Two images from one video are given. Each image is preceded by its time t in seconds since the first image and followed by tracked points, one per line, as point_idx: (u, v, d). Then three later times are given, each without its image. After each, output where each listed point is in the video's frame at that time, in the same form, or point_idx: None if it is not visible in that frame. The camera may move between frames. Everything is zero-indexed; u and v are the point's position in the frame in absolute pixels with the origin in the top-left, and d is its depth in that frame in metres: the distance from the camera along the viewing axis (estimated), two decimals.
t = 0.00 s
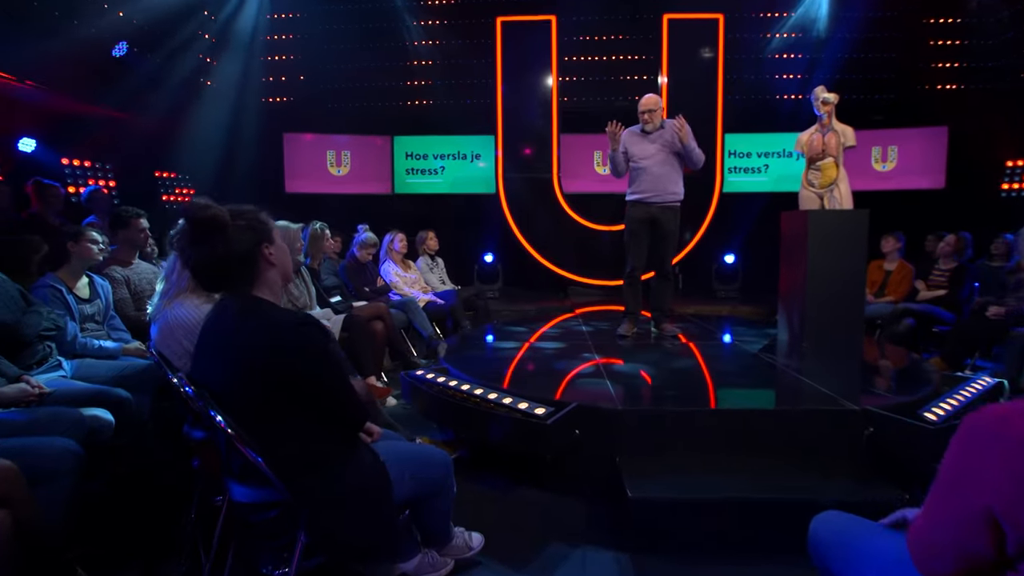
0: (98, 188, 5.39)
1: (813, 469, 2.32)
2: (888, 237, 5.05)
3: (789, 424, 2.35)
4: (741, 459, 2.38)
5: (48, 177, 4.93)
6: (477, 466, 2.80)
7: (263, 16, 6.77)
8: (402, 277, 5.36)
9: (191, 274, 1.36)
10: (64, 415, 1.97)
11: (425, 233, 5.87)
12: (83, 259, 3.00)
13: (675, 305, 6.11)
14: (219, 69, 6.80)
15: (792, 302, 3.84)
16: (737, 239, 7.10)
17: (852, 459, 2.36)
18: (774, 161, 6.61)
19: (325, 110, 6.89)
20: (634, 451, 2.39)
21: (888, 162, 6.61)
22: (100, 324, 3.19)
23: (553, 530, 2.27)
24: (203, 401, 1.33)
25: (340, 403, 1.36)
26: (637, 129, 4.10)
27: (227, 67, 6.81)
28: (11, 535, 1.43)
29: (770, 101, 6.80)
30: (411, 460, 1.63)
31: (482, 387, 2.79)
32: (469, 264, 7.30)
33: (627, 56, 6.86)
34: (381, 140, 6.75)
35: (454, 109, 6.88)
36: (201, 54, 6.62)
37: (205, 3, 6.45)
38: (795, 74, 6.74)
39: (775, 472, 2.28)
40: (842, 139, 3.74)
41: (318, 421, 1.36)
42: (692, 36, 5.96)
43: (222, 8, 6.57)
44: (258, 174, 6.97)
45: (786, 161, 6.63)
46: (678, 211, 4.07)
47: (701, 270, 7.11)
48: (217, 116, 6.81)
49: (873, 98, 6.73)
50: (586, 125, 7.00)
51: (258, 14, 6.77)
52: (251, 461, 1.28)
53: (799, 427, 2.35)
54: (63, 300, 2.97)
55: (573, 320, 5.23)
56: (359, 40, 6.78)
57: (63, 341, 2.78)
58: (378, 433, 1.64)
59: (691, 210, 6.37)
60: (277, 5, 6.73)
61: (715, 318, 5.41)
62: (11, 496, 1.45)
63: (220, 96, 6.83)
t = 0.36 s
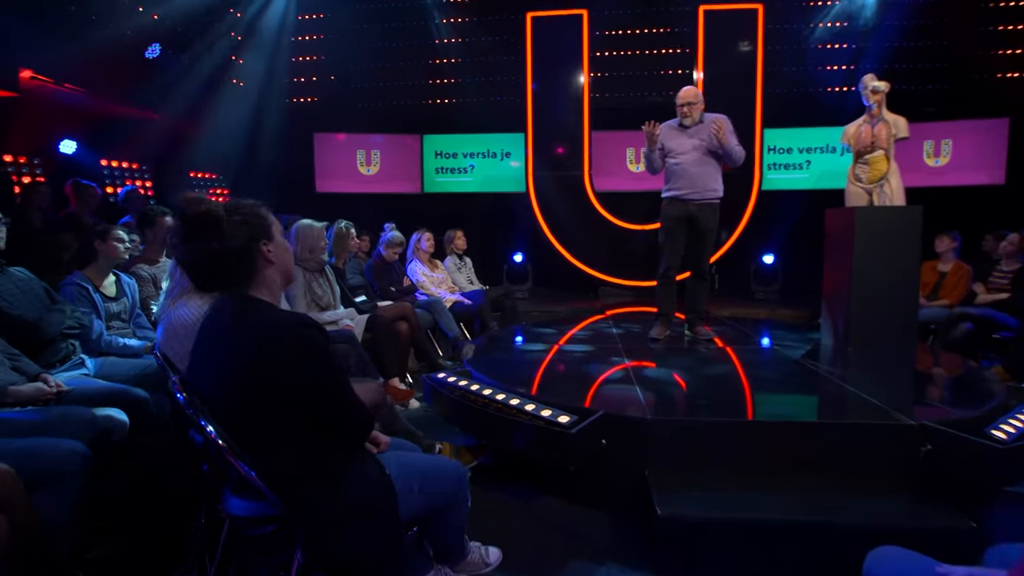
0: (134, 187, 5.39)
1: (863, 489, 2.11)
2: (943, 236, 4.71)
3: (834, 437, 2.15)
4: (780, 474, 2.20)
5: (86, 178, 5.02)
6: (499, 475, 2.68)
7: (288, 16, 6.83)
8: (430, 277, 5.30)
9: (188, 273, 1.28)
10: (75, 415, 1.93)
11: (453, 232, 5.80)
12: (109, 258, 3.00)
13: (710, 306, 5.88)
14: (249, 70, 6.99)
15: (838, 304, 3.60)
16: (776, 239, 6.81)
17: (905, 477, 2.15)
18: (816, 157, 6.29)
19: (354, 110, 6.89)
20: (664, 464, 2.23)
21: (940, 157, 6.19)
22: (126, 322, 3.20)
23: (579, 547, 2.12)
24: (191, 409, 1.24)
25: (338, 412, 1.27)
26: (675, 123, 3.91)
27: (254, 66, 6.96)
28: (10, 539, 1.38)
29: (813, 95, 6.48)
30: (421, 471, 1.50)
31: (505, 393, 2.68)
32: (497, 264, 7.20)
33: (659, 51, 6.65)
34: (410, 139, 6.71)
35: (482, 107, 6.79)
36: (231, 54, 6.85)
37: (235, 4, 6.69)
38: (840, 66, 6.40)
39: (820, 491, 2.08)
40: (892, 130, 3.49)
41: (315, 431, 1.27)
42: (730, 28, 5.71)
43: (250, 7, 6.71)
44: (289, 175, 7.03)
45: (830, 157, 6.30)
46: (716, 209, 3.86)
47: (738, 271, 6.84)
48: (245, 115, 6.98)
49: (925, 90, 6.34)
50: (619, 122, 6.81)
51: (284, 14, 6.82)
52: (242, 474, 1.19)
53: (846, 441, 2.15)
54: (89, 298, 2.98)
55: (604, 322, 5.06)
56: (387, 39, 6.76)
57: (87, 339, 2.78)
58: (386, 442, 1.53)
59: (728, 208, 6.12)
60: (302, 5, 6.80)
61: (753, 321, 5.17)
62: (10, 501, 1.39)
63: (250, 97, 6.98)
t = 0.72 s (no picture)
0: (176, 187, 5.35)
1: (923, 514, 1.91)
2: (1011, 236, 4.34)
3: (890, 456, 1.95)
4: (828, 494, 2.01)
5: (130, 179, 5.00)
6: (524, 484, 2.57)
7: (318, 16, 6.90)
8: (461, 276, 5.24)
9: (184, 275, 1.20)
10: (96, 415, 1.91)
11: (486, 231, 5.71)
12: (140, 256, 3.03)
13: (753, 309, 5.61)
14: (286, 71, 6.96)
15: (893, 308, 3.35)
16: (825, 238, 6.46)
17: (971, 501, 1.94)
18: (869, 151, 5.93)
19: (389, 109, 6.89)
20: (699, 480, 2.07)
21: (1008, 151, 5.75)
22: (158, 320, 3.22)
23: (607, 564, 2.00)
24: (185, 419, 1.16)
25: (342, 421, 1.19)
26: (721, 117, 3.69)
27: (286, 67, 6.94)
28: (12, 542, 1.35)
29: (866, 86, 6.10)
30: (432, 483, 1.41)
31: (532, 399, 2.56)
32: (532, 263, 7.09)
33: (700, 43, 6.39)
34: (444, 137, 6.65)
35: (516, 105, 6.68)
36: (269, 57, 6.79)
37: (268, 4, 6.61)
38: (897, 54, 6.00)
39: (873, 515, 1.89)
40: (958, 119, 3.20)
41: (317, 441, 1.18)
42: (776, 17, 5.43)
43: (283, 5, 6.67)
44: (325, 174, 7.07)
45: (884, 151, 5.93)
46: (764, 207, 3.63)
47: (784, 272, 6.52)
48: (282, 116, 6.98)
49: (991, 78, 5.88)
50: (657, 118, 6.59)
51: (315, 13, 6.86)
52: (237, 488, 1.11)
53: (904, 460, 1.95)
54: (122, 296, 2.98)
55: (640, 324, 4.88)
56: (420, 38, 6.71)
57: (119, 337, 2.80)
58: (395, 456, 1.44)
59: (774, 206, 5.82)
60: (333, 5, 6.84)
61: (799, 324, 4.90)
62: (12, 501, 1.36)
63: (286, 97, 6.98)
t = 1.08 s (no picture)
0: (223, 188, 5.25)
1: (1001, 554, 1.69)
2: None
3: (962, 484, 1.73)
4: (891, 523, 1.82)
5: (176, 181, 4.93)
6: (555, 495, 2.45)
7: (350, 19, 7.02)
8: (498, 276, 5.17)
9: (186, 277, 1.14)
10: (120, 415, 1.91)
11: (523, 230, 5.60)
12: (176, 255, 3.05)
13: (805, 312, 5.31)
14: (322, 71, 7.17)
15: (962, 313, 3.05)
16: (884, 236, 6.06)
17: None
18: (933, 145, 5.52)
19: (427, 109, 6.87)
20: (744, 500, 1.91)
21: None
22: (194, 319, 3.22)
23: None
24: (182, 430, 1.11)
25: (347, 435, 1.11)
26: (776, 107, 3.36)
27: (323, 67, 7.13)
28: (23, 547, 1.33)
29: (932, 73, 5.67)
30: (447, 502, 1.31)
31: (563, 407, 2.44)
32: (572, 263, 6.94)
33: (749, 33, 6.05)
34: (483, 136, 6.59)
35: (554, 102, 6.54)
36: (307, 57, 7.01)
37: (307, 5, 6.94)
38: (968, 39, 5.53)
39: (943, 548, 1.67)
40: None
41: (318, 457, 1.10)
42: (831, 4, 5.11)
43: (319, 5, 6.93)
44: (364, 175, 7.13)
45: (951, 145, 5.51)
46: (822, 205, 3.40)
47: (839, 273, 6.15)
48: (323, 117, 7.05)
49: None
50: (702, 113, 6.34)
51: (351, 13, 6.98)
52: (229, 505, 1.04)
53: (979, 489, 1.72)
54: (160, 295, 2.94)
55: (682, 326, 4.67)
56: (457, 36, 6.65)
57: (155, 335, 2.82)
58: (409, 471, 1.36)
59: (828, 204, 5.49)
60: (368, 8, 6.93)
61: (856, 329, 4.58)
62: (23, 506, 1.34)
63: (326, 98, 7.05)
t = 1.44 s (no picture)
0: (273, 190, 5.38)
1: None
2: None
3: None
4: (963, 559, 1.62)
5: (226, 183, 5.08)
6: (589, 508, 2.33)
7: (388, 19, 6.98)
8: (538, 277, 5.06)
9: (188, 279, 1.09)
10: (148, 414, 1.92)
11: (564, 230, 5.48)
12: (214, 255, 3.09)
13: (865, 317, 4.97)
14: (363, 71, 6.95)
15: None
16: (955, 236, 5.61)
17: None
18: (1012, 137, 5.07)
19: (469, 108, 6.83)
20: (792, 525, 1.75)
21: None
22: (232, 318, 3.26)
23: None
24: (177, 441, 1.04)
25: (355, 451, 1.05)
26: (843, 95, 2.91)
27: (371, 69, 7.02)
28: (40, 549, 1.33)
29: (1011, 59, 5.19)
30: (462, 522, 1.22)
31: (598, 417, 2.32)
32: (615, 264, 6.75)
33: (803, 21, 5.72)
34: (526, 135, 6.51)
35: (598, 99, 6.39)
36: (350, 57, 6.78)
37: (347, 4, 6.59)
38: None
39: None
40: None
41: (322, 475, 1.03)
42: None
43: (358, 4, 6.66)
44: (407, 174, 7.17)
45: None
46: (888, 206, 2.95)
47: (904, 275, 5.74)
48: (365, 118, 7.10)
49: None
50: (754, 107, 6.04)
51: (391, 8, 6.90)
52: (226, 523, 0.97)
53: None
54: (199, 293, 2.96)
55: (730, 331, 4.45)
56: (497, 34, 6.58)
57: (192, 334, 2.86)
58: (423, 486, 1.29)
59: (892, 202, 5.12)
60: (408, 9, 6.93)
61: (923, 336, 4.24)
62: (40, 508, 1.33)
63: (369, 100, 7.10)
